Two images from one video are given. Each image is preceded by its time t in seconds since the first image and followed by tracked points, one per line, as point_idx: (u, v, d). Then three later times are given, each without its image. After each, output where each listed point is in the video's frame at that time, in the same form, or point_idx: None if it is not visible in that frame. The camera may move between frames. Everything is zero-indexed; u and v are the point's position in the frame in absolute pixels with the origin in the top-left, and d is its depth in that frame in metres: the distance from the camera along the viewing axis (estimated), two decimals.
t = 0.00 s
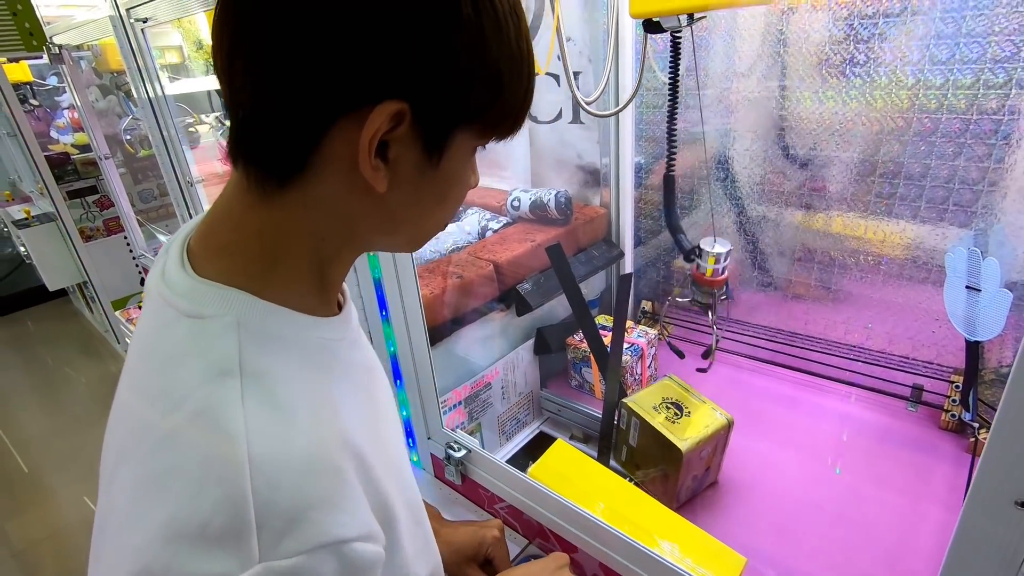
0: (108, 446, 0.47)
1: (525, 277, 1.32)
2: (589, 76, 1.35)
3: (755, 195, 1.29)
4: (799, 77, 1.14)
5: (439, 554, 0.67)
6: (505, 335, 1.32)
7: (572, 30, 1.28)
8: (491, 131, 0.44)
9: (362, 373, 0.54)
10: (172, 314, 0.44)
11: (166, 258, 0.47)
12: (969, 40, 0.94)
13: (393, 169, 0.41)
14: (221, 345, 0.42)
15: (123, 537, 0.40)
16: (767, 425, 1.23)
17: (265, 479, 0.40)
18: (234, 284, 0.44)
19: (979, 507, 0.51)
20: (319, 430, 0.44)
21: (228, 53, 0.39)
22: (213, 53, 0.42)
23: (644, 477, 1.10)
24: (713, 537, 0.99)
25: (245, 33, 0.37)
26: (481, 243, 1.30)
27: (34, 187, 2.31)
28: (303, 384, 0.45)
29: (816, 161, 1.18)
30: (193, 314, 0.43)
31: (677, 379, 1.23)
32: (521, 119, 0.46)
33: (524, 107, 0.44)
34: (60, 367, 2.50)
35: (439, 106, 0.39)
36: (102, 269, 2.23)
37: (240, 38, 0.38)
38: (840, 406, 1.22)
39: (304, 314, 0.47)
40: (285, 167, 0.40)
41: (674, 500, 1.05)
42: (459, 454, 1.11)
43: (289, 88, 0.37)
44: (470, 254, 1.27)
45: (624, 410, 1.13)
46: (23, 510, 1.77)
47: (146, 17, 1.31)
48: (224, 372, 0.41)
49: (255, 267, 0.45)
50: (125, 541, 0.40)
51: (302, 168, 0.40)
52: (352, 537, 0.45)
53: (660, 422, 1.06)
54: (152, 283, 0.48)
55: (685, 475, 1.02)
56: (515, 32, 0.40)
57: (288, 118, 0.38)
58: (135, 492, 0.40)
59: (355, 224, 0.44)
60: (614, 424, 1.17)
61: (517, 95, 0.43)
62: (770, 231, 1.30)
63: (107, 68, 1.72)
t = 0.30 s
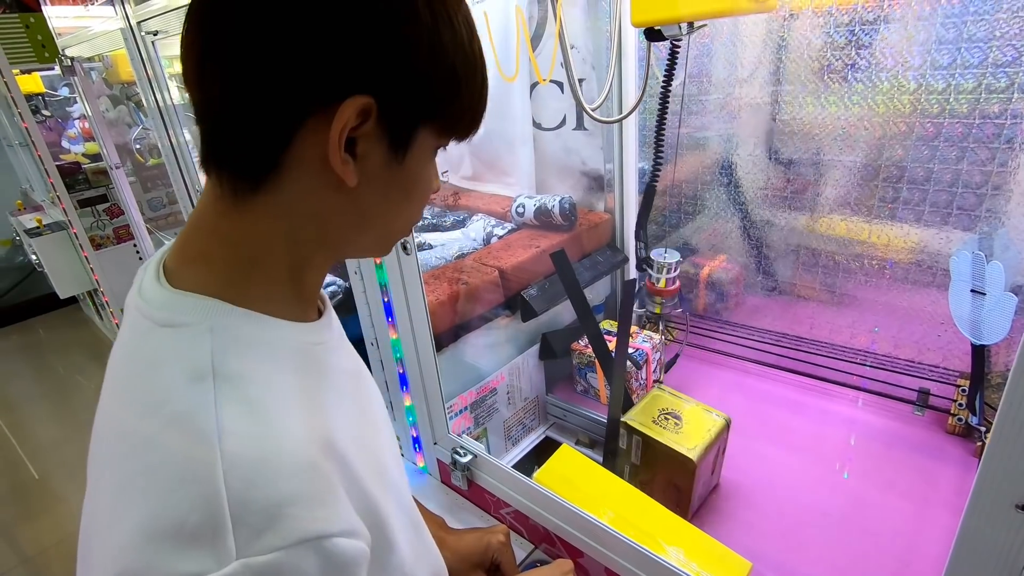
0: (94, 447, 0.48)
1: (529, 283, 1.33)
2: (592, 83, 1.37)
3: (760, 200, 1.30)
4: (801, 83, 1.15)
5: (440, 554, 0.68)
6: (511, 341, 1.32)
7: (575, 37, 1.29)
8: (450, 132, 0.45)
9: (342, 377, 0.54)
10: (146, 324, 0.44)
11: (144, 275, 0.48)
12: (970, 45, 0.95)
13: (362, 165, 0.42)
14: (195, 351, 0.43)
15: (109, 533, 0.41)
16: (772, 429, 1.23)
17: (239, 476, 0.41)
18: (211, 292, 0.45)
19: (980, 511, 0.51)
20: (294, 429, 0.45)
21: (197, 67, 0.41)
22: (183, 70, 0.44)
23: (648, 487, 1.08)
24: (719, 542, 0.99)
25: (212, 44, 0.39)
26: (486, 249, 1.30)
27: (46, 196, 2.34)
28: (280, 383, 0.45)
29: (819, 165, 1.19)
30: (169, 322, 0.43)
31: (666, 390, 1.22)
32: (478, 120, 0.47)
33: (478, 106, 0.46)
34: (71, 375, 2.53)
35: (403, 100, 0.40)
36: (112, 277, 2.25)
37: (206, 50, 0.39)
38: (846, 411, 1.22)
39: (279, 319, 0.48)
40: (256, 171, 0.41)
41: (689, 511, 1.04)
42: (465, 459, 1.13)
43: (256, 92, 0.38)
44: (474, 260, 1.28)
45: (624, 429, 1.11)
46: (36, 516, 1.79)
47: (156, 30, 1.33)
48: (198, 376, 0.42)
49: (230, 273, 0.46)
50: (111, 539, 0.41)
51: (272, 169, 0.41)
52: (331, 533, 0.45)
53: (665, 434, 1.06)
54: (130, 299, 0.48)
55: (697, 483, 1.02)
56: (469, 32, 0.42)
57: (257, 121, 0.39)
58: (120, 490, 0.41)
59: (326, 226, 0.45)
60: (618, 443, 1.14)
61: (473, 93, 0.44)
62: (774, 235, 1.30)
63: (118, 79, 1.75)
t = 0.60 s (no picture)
0: (62, 452, 0.46)
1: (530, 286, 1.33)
2: (593, 86, 1.37)
3: (760, 203, 1.30)
4: (801, 85, 1.15)
5: (438, 556, 0.64)
6: (512, 343, 1.32)
7: (575, 41, 1.29)
8: (393, 121, 0.44)
9: (317, 378, 0.51)
10: (103, 336, 0.43)
11: (95, 292, 0.46)
12: (971, 48, 0.95)
13: (309, 151, 0.41)
14: (153, 354, 0.40)
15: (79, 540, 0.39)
16: (774, 432, 1.22)
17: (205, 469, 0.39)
18: (164, 298, 0.43)
19: (983, 515, 0.51)
20: (258, 423, 0.42)
21: (133, 69, 0.40)
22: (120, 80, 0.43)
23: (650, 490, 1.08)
24: (721, 546, 0.99)
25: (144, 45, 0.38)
26: (487, 252, 1.30)
27: (47, 201, 2.33)
28: (245, 379, 0.43)
29: (820, 168, 1.18)
30: (125, 330, 0.41)
31: (669, 393, 1.22)
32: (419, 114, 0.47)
33: (421, 98, 0.46)
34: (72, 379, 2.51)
35: (343, 83, 0.39)
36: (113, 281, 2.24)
37: (139, 49, 0.39)
38: (848, 414, 1.22)
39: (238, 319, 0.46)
40: (202, 166, 0.40)
41: (691, 515, 1.04)
42: (466, 463, 1.13)
43: (191, 85, 0.38)
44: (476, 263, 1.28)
45: (626, 433, 1.10)
46: (37, 522, 1.77)
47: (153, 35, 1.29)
48: (156, 377, 0.40)
49: (183, 276, 0.44)
50: (80, 545, 0.39)
51: (217, 163, 0.40)
52: (307, 524, 0.41)
53: (667, 440, 1.05)
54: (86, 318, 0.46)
55: (700, 488, 1.02)
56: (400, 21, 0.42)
57: (195, 114, 0.38)
58: (88, 496, 0.39)
59: (280, 220, 0.43)
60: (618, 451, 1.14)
61: (414, 84, 0.44)
62: (775, 237, 1.30)
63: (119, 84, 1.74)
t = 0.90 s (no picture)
0: (40, 446, 0.45)
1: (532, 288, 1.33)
2: (595, 89, 1.37)
3: (762, 207, 1.29)
4: (804, 89, 1.15)
5: (429, 559, 0.63)
6: (513, 345, 1.32)
7: (578, 44, 1.29)
8: (360, 121, 0.47)
9: (307, 374, 0.52)
10: (82, 328, 0.42)
11: (72, 297, 0.45)
12: (975, 52, 0.95)
13: (289, 146, 0.42)
14: (134, 337, 0.40)
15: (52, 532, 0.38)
16: (775, 436, 1.22)
17: (182, 443, 0.38)
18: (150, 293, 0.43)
19: (989, 523, 0.51)
20: (248, 408, 0.42)
21: (104, 74, 0.41)
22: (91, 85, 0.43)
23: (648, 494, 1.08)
24: (722, 552, 0.98)
25: (119, 46, 0.39)
26: (489, 253, 1.30)
27: (48, 200, 2.30)
28: (229, 363, 0.43)
29: (822, 172, 1.18)
30: (108, 318, 0.41)
31: (670, 397, 1.21)
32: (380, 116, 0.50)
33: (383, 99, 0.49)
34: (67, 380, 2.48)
35: (318, 82, 0.42)
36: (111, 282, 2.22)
37: (114, 51, 0.40)
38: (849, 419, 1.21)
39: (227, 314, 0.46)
40: (184, 160, 0.41)
41: (692, 519, 1.03)
42: (466, 466, 1.13)
43: (169, 83, 0.39)
44: (477, 265, 1.27)
45: (626, 437, 1.10)
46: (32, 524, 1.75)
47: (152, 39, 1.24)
48: (137, 359, 0.40)
49: (167, 271, 0.43)
50: (52, 535, 0.38)
51: (200, 157, 0.41)
52: (287, 504, 0.40)
53: (666, 444, 1.05)
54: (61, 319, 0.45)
55: (701, 494, 1.01)
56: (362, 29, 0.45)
57: (176, 111, 0.39)
58: (62, 486, 0.38)
59: (263, 212, 0.45)
60: (619, 453, 1.13)
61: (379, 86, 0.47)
62: (778, 242, 1.30)
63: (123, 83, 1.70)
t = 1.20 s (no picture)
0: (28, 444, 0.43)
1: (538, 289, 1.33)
2: (601, 90, 1.36)
3: (768, 209, 1.29)
4: (812, 92, 1.15)
5: (428, 563, 0.61)
6: (517, 346, 1.31)
7: (584, 45, 1.29)
8: (346, 117, 0.45)
9: (303, 370, 0.51)
10: (70, 323, 0.41)
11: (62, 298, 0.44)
12: (986, 55, 0.94)
13: (271, 142, 0.40)
14: (123, 328, 0.39)
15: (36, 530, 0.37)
16: (780, 440, 1.21)
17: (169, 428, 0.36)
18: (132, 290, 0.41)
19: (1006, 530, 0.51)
20: (248, 397, 0.40)
21: (85, 71, 0.40)
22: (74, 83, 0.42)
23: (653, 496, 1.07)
24: (728, 555, 0.97)
25: (100, 40, 0.38)
26: (494, 254, 1.29)
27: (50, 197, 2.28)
28: (220, 350, 0.41)
29: (828, 175, 1.18)
30: (94, 313, 0.40)
31: (676, 399, 1.20)
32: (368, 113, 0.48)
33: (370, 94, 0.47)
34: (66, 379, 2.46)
35: (299, 78, 0.40)
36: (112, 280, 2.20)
37: (94, 46, 0.38)
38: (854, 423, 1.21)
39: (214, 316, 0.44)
40: (168, 155, 0.39)
41: (698, 523, 1.03)
42: (470, 467, 1.12)
43: (146, 78, 0.37)
44: (482, 266, 1.27)
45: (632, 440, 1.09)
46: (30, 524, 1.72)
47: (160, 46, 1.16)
48: (125, 350, 0.38)
49: (149, 270, 0.41)
50: (36, 535, 0.36)
51: (180, 152, 0.39)
52: (274, 493, 0.38)
53: (671, 446, 1.04)
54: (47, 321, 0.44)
55: (706, 497, 1.01)
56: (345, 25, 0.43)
57: (155, 107, 0.38)
58: (49, 480, 0.37)
59: (248, 210, 0.42)
60: (623, 455, 1.12)
61: (363, 81, 0.45)
62: (784, 245, 1.29)
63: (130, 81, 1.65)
